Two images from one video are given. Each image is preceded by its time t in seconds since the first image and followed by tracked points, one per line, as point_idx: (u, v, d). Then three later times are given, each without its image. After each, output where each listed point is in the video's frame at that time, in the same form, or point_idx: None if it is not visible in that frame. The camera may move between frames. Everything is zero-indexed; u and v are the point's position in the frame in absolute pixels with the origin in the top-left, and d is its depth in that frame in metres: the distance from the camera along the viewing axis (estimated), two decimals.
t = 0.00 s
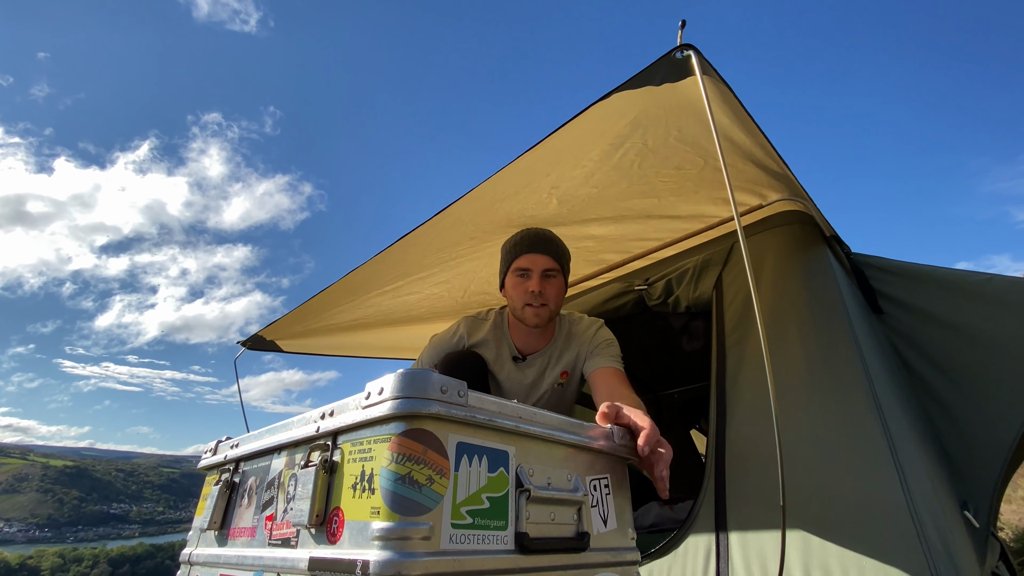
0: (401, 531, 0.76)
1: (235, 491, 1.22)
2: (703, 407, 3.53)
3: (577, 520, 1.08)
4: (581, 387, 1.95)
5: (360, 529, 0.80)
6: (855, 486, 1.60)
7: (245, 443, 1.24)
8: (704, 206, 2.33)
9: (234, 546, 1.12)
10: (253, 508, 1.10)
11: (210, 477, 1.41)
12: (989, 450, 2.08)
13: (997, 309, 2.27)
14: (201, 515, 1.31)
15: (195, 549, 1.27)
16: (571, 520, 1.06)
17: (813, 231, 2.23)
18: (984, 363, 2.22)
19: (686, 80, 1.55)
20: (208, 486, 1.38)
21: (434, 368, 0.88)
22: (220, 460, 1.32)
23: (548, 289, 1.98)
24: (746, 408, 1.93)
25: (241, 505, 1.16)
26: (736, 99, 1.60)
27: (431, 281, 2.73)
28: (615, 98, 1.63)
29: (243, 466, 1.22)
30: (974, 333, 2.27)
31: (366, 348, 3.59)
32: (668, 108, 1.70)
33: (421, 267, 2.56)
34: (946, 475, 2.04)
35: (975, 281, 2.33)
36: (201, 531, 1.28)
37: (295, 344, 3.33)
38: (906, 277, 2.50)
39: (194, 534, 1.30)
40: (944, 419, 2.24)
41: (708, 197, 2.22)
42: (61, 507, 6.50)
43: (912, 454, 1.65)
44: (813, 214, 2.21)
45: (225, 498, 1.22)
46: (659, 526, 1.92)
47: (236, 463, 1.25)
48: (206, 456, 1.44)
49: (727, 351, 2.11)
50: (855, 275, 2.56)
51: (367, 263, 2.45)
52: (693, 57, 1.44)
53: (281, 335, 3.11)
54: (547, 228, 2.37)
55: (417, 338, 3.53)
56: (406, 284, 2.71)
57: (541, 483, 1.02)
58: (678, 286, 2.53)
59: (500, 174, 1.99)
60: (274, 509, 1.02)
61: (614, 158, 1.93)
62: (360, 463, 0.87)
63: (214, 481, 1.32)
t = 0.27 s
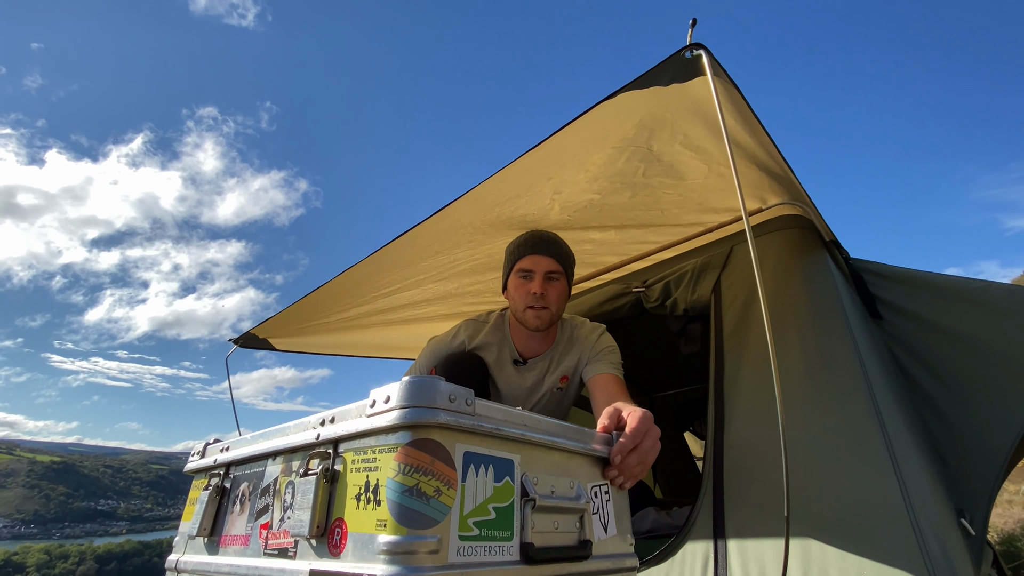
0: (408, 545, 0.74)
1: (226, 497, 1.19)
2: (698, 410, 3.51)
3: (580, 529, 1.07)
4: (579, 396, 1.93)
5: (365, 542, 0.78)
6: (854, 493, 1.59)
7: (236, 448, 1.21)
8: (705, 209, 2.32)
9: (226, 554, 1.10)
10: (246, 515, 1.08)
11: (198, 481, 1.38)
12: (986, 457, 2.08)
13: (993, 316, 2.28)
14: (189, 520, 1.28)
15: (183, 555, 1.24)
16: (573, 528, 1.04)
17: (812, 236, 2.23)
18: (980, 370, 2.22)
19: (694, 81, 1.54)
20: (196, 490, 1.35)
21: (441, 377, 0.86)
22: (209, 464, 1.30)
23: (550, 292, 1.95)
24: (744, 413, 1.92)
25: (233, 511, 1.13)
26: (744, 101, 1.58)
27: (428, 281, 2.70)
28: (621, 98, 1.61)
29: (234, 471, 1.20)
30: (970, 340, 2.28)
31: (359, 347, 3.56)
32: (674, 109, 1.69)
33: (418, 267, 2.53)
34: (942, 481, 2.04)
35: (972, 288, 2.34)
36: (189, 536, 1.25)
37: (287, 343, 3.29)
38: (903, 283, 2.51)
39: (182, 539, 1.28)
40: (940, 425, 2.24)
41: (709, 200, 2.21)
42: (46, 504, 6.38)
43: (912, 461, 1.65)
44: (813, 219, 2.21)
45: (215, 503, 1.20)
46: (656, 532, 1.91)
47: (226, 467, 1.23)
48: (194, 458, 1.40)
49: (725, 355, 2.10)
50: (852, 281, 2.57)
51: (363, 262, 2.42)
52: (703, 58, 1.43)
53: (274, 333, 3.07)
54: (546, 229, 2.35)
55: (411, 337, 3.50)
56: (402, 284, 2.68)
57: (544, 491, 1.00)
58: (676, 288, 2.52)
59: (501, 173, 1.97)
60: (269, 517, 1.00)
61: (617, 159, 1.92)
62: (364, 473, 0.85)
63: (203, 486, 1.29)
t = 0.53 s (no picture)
0: (479, 546, 0.77)
1: (219, 501, 1.15)
2: (689, 408, 3.45)
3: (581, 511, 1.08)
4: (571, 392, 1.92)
5: (432, 546, 0.81)
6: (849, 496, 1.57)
7: (231, 448, 1.17)
8: (702, 206, 2.28)
9: (233, 560, 1.06)
10: (257, 521, 1.05)
11: (165, 482, 1.29)
12: (977, 459, 2.08)
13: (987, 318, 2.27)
14: (164, 524, 1.22)
15: (162, 560, 1.18)
16: (581, 514, 1.07)
17: (809, 235, 2.21)
18: (973, 372, 2.22)
19: (696, 75, 1.49)
20: (164, 492, 1.27)
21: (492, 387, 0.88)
22: (186, 466, 1.23)
23: (546, 287, 1.92)
24: (739, 413, 1.89)
25: (234, 516, 1.10)
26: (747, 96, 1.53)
27: (419, 275, 2.66)
28: (620, 90, 1.56)
29: (226, 473, 1.16)
30: (964, 342, 2.28)
31: (349, 341, 3.51)
32: (674, 103, 1.64)
33: (409, 260, 2.49)
34: (934, 483, 2.04)
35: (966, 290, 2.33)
36: (167, 542, 1.19)
37: (276, 336, 3.24)
38: (897, 284, 2.50)
39: (155, 544, 1.21)
40: (932, 427, 2.24)
41: (706, 197, 2.18)
42: (32, 495, 6.28)
43: (906, 464, 1.64)
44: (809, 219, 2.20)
45: (207, 508, 1.15)
46: (648, 532, 1.87)
47: (214, 471, 1.18)
48: (157, 459, 1.31)
49: (719, 355, 2.08)
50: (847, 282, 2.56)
51: (353, 256, 2.37)
52: (707, 50, 1.38)
53: (262, 326, 3.02)
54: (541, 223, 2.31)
55: (402, 331, 3.45)
56: (392, 278, 2.64)
57: (564, 484, 1.02)
58: (671, 285, 2.50)
59: (496, 166, 1.92)
60: (295, 523, 0.99)
61: (615, 154, 1.87)
62: (423, 481, 0.86)
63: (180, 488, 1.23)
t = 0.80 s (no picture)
0: (555, 545, 0.92)
1: (242, 476, 1.09)
2: (684, 396, 3.43)
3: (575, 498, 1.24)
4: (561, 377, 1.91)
5: (509, 540, 0.94)
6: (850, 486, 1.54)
7: (258, 424, 1.12)
8: (702, 191, 2.24)
9: (265, 539, 1.04)
10: (298, 502, 1.04)
11: (151, 450, 1.17)
12: (977, 449, 2.06)
13: (989, 305, 2.23)
14: (162, 496, 1.12)
15: (157, 535, 1.09)
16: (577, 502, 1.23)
17: (811, 221, 2.16)
18: (974, 360, 2.18)
19: (700, 47, 1.44)
20: (153, 462, 1.15)
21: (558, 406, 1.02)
22: (198, 435, 1.13)
23: (535, 271, 1.88)
24: (738, 402, 1.86)
25: (263, 495, 1.07)
26: (752, 71, 1.48)
27: (413, 261, 2.61)
28: (622, 63, 1.51)
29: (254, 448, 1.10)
30: (965, 330, 2.24)
31: (341, 328, 3.46)
32: (677, 78, 1.59)
33: (402, 245, 2.43)
34: (933, 473, 2.02)
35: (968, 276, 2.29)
36: (168, 514, 1.10)
37: (267, 323, 3.19)
38: (898, 270, 2.45)
39: (147, 516, 1.11)
40: (932, 416, 2.21)
41: (707, 180, 2.13)
42: (27, 482, 6.18)
43: (908, 453, 1.60)
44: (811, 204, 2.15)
45: (228, 483, 1.08)
46: (643, 522, 1.83)
47: (235, 442, 1.11)
48: (144, 423, 1.18)
49: (718, 343, 2.04)
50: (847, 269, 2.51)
51: (345, 240, 2.31)
52: (713, 20, 1.32)
53: (253, 313, 2.96)
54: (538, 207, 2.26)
55: (396, 319, 3.40)
56: (386, 263, 2.58)
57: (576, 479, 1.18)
58: (670, 273, 2.45)
59: (492, 146, 1.87)
60: (348, 509, 1.02)
61: (614, 132, 1.82)
62: (499, 481, 0.97)
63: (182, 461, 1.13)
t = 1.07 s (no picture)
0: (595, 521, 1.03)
1: (282, 464, 0.88)
2: (688, 382, 3.34)
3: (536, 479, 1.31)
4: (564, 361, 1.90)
5: (565, 520, 1.00)
6: (867, 469, 1.51)
7: (309, 403, 0.91)
8: (711, 171, 2.20)
9: (319, 535, 0.86)
10: (359, 491, 0.90)
11: (131, 428, 0.84)
12: (992, 431, 2.02)
13: (1005, 285, 2.17)
14: (151, 489, 0.82)
15: (156, 536, 0.80)
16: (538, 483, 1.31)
17: (822, 201, 2.12)
18: (989, 341, 2.14)
19: (715, 14, 1.39)
20: (143, 443, 0.84)
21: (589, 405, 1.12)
22: (205, 411, 0.86)
23: (536, 254, 1.84)
24: (750, 385, 1.82)
25: (313, 484, 0.88)
26: (769, 40, 1.43)
27: (416, 246, 2.57)
28: (634, 32, 1.46)
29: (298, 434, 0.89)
30: (980, 311, 2.19)
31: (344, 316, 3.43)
32: (690, 49, 1.54)
33: (405, 229, 2.40)
34: (946, 455, 1.99)
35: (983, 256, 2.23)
36: (162, 513, 0.81)
37: (270, 311, 3.16)
38: (911, 250, 2.39)
39: (139, 514, 0.80)
40: (945, 398, 2.17)
41: (717, 159, 2.09)
42: (36, 473, 6.21)
43: (925, 435, 1.57)
44: (823, 183, 2.10)
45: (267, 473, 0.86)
46: (654, 506, 1.81)
47: (273, 426, 0.89)
48: (131, 393, 0.84)
49: (729, 326, 2.00)
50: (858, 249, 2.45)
51: (348, 225, 2.28)
52: None
53: (255, 301, 2.94)
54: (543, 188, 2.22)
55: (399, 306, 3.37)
56: (389, 249, 2.55)
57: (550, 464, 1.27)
58: (677, 258, 2.39)
59: (498, 124, 1.82)
60: (418, 496, 0.93)
61: (623, 108, 1.78)
62: (556, 469, 1.02)
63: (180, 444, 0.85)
